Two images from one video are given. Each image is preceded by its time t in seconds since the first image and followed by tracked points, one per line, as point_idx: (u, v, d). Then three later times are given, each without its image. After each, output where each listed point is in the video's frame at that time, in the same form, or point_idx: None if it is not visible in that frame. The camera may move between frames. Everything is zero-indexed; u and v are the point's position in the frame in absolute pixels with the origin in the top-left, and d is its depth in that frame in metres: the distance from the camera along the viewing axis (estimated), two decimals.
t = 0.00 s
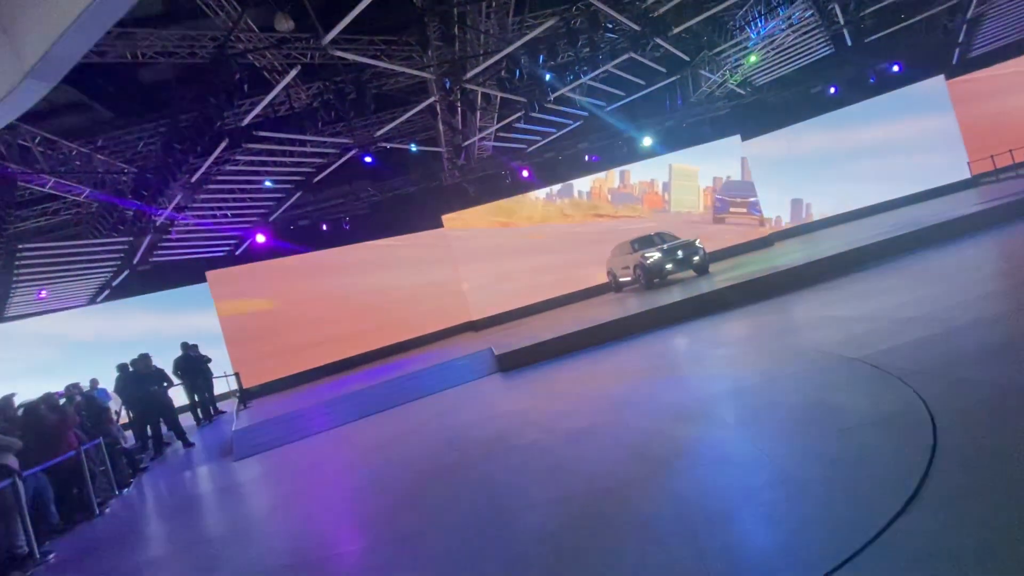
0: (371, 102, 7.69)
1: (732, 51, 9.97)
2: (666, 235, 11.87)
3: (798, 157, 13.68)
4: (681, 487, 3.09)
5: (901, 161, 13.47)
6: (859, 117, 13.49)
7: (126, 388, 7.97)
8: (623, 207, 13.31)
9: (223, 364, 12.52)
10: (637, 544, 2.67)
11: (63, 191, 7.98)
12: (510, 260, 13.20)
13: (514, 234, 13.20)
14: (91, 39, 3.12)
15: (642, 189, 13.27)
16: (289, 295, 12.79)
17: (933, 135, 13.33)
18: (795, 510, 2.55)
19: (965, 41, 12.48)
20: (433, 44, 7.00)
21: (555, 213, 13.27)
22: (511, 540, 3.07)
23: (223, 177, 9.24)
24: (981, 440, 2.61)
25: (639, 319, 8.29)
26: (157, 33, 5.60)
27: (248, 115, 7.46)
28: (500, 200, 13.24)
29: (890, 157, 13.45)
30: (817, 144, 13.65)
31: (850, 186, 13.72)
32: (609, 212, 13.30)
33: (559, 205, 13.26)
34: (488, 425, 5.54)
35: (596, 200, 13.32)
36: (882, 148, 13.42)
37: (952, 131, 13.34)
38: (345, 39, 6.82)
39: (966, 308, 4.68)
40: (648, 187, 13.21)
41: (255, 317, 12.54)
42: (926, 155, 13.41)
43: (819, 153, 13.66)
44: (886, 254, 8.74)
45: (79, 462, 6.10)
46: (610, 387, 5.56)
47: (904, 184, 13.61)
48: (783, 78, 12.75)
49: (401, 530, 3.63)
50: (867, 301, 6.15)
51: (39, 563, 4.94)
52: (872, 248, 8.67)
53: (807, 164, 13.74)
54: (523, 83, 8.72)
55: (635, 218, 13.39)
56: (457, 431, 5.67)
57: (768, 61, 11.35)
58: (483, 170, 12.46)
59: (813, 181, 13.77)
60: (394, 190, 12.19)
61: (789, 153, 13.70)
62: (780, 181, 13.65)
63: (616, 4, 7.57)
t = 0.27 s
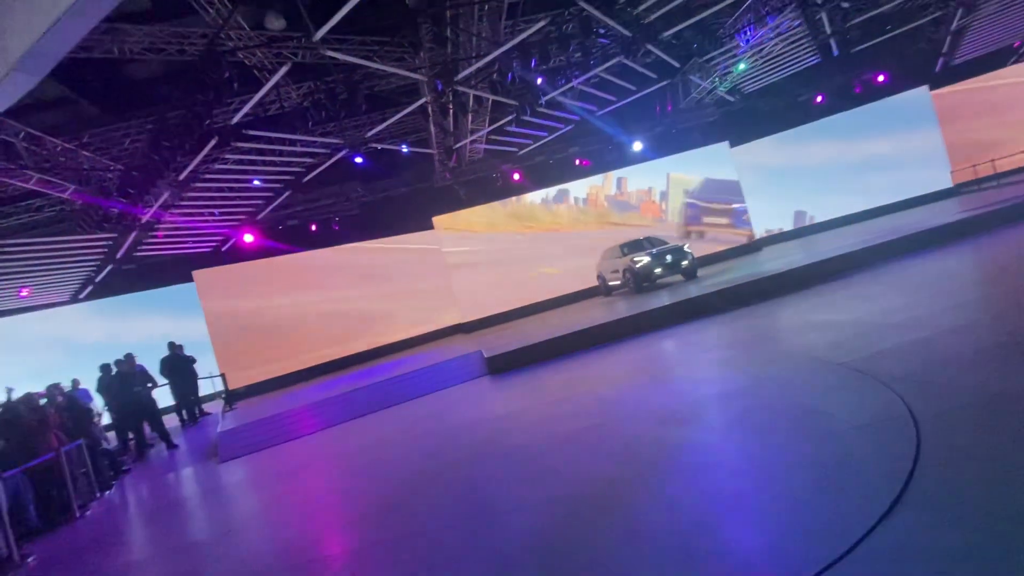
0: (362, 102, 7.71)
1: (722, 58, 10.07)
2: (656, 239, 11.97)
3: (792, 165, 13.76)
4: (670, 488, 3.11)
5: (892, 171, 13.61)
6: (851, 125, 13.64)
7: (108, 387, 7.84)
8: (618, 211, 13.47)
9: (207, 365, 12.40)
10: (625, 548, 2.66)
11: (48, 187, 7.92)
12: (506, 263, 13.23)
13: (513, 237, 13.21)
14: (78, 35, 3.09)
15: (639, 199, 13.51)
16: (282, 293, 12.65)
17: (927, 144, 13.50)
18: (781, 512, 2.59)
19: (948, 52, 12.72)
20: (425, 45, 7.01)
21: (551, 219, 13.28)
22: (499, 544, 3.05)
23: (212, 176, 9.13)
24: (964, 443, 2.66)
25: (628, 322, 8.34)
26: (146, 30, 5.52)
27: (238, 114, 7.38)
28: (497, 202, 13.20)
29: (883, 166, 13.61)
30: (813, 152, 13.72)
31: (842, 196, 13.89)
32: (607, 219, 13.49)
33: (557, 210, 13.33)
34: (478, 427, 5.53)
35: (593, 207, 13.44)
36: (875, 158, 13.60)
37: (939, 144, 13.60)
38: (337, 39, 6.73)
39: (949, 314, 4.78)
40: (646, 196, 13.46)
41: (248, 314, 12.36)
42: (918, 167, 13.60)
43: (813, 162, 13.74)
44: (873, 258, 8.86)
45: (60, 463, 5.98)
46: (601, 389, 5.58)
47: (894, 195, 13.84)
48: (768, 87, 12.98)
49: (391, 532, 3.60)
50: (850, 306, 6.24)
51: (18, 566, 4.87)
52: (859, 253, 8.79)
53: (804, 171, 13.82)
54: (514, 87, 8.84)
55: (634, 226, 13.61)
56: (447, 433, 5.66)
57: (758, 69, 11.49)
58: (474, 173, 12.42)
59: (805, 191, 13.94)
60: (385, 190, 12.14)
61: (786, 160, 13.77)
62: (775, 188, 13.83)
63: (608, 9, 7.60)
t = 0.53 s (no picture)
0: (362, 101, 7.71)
1: (721, 61, 10.13)
2: (654, 241, 11.99)
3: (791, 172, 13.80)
4: (668, 489, 3.11)
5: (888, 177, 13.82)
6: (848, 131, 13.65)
7: (104, 386, 7.81)
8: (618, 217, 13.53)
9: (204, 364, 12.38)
10: (621, 548, 2.67)
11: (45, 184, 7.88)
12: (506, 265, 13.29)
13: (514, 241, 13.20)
14: (77, 31, 3.08)
15: (641, 205, 13.53)
16: (280, 293, 12.58)
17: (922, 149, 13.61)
18: (777, 514, 2.59)
19: (945, 55, 12.81)
20: (425, 45, 7.01)
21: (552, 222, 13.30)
22: (496, 544, 3.05)
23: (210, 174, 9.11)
24: (960, 445, 2.68)
25: (626, 323, 8.36)
26: (145, 27, 5.50)
27: (237, 112, 7.37)
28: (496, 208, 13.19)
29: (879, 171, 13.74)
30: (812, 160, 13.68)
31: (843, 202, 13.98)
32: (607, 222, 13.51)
33: (557, 214, 13.34)
34: (475, 428, 5.53)
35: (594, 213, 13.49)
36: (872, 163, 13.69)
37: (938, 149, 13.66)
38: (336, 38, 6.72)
39: (943, 317, 4.82)
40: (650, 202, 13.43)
41: (247, 313, 12.32)
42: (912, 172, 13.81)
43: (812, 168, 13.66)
44: (870, 261, 8.89)
45: (55, 461, 5.93)
46: (598, 390, 5.59)
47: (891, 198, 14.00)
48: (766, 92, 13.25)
49: (388, 531, 3.59)
50: (847, 308, 6.27)
51: (13, 565, 4.84)
52: (857, 256, 8.82)
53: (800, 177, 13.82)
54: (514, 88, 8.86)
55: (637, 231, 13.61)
56: (444, 433, 5.65)
57: (757, 72, 11.53)
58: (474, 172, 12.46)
59: (804, 196, 13.93)
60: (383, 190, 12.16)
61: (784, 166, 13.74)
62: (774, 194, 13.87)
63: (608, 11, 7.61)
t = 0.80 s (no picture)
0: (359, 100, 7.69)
1: (717, 64, 10.18)
2: (650, 242, 12.01)
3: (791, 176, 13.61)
4: (663, 491, 3.11)
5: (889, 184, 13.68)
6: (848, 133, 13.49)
7: (96, 384, 7.75)
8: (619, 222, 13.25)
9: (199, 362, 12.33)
10: (613, 549, 2.68)
11: (38, 181, 7.84)
12: (504, 269, 13.22)
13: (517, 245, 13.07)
14: (73, 29, 3.08)
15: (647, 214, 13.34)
16: (275, 293, 12.47)
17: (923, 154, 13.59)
18: (771, 516, 2.60)
19: (939, 60, 13.00)
20: (423, 45, 7.00)
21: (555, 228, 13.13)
22: (489, 545, 3.06)
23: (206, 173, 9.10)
24: (951, 448, 2.71)
25: (622, 324, 8.37)
26: (140, 23, 5.47)
27: (233, 110, 7.35)
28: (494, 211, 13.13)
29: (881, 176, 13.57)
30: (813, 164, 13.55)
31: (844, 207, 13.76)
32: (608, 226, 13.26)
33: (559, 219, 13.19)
34: (470, 428, 5.51)
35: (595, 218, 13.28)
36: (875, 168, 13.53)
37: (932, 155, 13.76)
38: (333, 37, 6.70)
39: (937, 320, 4.85)
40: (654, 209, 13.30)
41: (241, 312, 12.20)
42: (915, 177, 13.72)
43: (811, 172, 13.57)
44: (866, 264, 8.94)
45: (46, 459, 5.89)
46: (593, 391, 5.58)
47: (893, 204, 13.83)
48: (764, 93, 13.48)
49: (381, 531, 3.60)
50: (841, 311, 6.30)
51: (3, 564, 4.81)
52: (853, 258, 8.86)
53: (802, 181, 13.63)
54: (512, 88, 8.90)
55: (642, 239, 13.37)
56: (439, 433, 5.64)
57: (754, 75, 11.58)
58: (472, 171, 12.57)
59: (804, 199, 13.73)
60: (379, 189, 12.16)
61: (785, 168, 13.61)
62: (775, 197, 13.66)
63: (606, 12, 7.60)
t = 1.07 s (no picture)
0: (356, 101, 7.69)
1: (712, 69, 10.26)
2: (646, 245, 12.06)
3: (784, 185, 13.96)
4: (660, 493, 3.11)
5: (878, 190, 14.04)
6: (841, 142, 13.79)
7: (88, 385, 7.69)
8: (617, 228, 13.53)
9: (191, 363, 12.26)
10: (610, 551, 2.68)
11: (31, 180, 7.78)
12: (502, 273, 13.18)
13: (518, 253, 13.17)
14: (66, 25, 3.05)
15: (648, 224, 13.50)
16: (269, 295, 12.39)
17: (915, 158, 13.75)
18: (768, 519, 2.59)
19: (932, 65, 13.15)
20: (420, 46, 7.01)
21: (558, 236, 13.29)
22: (486, 546, 3.05)
23: (202, 172, 9.06)
24: (945, 449, 2.73)
25: (618, 326, 8.39)
26: (137, 22, 5.45)
27: (230, 110, 7.34)
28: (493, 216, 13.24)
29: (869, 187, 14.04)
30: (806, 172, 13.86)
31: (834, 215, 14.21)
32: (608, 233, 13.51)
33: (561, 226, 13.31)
34: (467, 429, 5.50)
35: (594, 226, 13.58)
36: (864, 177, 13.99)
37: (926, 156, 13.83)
38: (331, 37, 6.70)
39: (931, 323, 4.89)
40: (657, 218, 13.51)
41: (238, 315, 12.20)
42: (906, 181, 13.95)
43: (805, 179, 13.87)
44: (860, 267, 9.01)
45: (38, 461, 5.83)
46: (590, 393, 5.59)
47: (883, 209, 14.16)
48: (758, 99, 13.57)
49: (377, 533, 3.59)
50: (837, 314, 6.33)
51: None
52: (847, 262, 8.93)
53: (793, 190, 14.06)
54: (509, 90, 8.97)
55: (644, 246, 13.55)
56: (435, 435, 5.63)
57: (750, 79, 11.66)
58: (469, 173, 12.59)
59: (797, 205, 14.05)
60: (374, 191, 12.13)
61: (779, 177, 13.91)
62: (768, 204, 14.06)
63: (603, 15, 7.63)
